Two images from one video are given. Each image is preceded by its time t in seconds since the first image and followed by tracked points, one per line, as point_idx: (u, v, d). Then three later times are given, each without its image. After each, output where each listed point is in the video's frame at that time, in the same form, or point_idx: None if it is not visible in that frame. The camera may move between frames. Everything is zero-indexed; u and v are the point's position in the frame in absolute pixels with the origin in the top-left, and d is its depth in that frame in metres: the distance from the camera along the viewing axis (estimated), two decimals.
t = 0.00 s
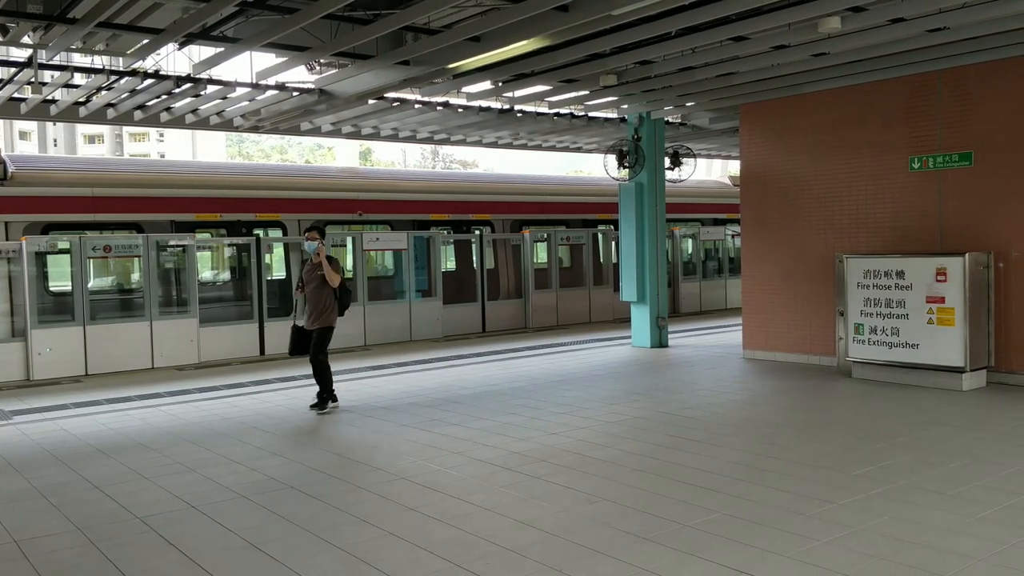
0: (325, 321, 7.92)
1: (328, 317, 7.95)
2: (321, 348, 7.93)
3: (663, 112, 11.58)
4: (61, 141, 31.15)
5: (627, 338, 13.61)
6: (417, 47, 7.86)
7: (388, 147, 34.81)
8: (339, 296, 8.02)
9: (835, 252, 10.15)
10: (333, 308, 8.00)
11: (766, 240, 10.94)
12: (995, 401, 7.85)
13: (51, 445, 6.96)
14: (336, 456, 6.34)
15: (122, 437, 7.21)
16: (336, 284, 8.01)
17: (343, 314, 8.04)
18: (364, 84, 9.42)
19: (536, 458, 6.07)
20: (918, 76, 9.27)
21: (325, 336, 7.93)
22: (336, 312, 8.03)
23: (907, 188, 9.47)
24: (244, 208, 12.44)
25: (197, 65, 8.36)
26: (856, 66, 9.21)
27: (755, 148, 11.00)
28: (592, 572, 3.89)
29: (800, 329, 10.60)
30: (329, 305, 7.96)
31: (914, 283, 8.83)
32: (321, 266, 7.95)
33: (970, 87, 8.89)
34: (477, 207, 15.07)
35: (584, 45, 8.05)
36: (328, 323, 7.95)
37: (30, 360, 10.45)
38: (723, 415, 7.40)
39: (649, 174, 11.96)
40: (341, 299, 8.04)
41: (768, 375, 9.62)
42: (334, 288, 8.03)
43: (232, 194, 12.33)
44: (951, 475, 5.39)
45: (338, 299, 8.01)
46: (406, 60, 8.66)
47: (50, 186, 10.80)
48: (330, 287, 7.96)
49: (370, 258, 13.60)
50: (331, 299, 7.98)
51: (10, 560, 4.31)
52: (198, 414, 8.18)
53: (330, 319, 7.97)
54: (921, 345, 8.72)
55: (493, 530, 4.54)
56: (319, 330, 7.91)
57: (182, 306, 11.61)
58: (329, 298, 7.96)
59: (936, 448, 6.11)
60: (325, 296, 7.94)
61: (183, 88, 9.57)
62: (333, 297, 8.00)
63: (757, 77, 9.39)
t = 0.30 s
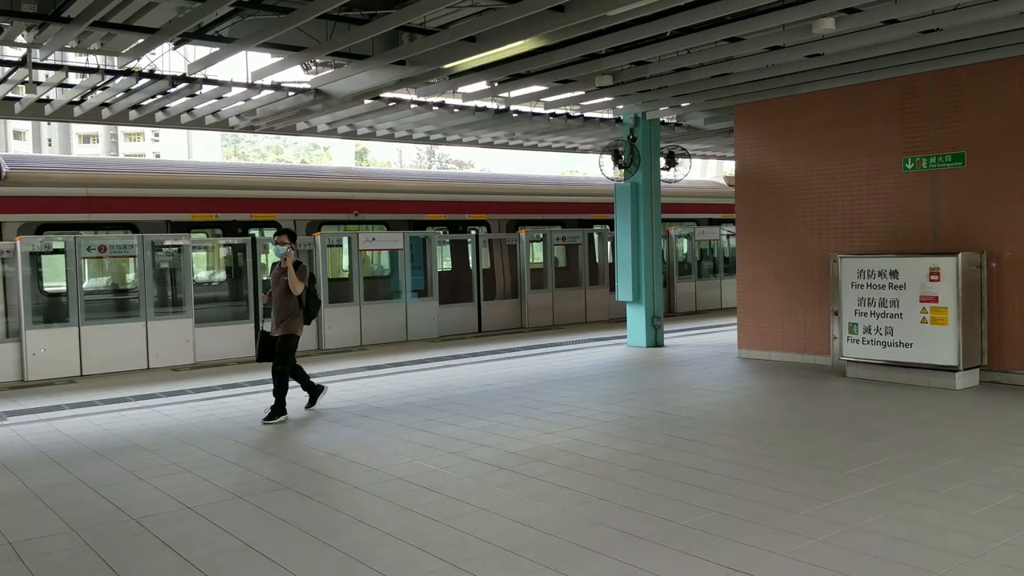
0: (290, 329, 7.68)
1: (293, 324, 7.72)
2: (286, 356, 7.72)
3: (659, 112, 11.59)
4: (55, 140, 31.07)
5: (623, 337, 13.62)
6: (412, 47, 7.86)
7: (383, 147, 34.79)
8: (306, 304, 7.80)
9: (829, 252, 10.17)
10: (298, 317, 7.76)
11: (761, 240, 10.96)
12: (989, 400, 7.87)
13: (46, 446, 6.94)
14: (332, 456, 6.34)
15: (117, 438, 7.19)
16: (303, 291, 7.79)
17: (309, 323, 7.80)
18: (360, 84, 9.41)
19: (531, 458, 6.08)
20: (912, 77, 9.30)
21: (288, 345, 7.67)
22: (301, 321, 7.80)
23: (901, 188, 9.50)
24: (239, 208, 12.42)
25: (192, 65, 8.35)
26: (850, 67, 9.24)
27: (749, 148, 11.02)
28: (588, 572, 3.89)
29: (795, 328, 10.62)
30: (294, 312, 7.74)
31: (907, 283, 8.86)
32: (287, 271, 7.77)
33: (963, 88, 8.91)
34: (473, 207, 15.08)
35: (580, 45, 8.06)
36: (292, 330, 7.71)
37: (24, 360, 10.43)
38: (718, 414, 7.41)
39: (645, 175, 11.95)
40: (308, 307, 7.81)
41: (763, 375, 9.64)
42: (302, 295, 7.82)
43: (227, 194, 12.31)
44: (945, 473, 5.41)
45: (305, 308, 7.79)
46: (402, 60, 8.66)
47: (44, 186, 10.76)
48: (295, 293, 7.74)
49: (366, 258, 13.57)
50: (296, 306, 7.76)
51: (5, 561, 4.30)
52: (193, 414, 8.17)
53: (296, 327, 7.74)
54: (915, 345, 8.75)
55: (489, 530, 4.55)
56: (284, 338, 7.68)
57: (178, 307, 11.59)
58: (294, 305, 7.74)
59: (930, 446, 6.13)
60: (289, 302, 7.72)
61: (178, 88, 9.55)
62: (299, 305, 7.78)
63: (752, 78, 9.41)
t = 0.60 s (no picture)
0: (263, 330, 7.45)
1: (264, 324, 7.46)
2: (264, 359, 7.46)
3: (655, 112, 11.60)
4: (50, 140, 31.00)
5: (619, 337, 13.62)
6: (408, 47, 7.86)
7: (380, 147, 34.77)
8: (276, 303, 7.55)
9: (825, 252, 10.19)
10: (269, 316, 7.51)
11: (757, 240, 10.97)
12: (983, 399, 7.90)
13: (41, 446, 6.92)
14: (328, 455, 6.33)
15: (112, 438, 7.17)
16: (269, 288, 7.53)
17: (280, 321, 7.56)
18: (356, 83, 9.41)
19: (527, 458, 6.08)
20: (907, 77, 9.32)
21: (264, 346, 7.45)
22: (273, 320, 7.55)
23: (896, 188, 9.51)
24: (235, 208, 12.41)
25: (188, 65, 8.33)
26: (845, 67, 9.25)
27: (745, 148, 11.03)
28: (584, 571, 3.89)
29: (790, 328, 10.64)
30: (263, 312, 7.47)
31: (903, 283, 8.87)
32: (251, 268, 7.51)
33: (958, 88, 8.94)
34: (469, 207, 15.09)
35: (576, 45, 8.06)
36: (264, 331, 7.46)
37: (20, 361, 10.40)
38: (713, 414, 7.42)
39: (641, 174, 11.97)
40: (275, 304, 7.55)
41: (760, 374, 9.65)
42: (269, 293, 7.55)
43: (223, 194, 12.28)
44: (939, 472, 5.42)
45: (274, 306, 7.54)
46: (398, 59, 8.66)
47: (39, 186, 10.72)
48: (262, 291, 7.48)
49: (362, 258, 13.56)
50: (264, 305, 7.48)
51: None
52: (189, 414, 8.14)
53: (268, 326, 7.50)
54: (910, 344, 8.77)
55: (485, 529, 4.55)
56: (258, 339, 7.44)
57: (174, 307, 11.56)
58: (263, 304, 7.47)
59: (925, 446, 6.14)
60: (256, 301, 7.45)
61: (174, 88, 9.53)
62: (268, 304, 7.51)
63: (748, 78, 9.42)
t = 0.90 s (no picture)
0: (218, 335, 7.24)
1: (219, 329, 7.25)
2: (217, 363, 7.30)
3: (652, 112, 11.61)
4: (47, 140, 31.02)
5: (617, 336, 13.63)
6: (406, 47, 7.85)
7: (377, 147, 34.74)
8: (233, 308, 7.32)
9: (822, 252, 10.20)
10: (224, 321, 7.29)
11: (754, 240, 10.98)
12: (979, 399, 7.91)
13: (38, 447, 6.91)
14: (326, 456, 6.33)
15: (110, 439, 7.16)
16: (224, 292, 7.28)
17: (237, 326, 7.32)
18: (354, 84, 9.40)
19: (525, 458, 6.08)
20: (904, 77, 9.33)
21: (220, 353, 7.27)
22: (229, 325, 7.33)
23: (893, 188, 9.52)
24: (233, 208, 12.40)
25: (185, 65, 8.33)
26: (842, 67, 9.26)
27: (742, 149, 11.04)
28: (581, 572, 3.89)
29: (788, 328, 10.65)
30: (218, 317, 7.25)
31: (899, 282, 8.89)
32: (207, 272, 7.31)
33: (954, 88, 8.96)
34: (467, 206, 15.09)
35: (573, 45, 8.06)
36: (219, 336, 7.24)
37: (17, 361, 10.39)
38: (710, 414, 7.43)
39: (639, 174, 11.99)
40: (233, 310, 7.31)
41: (757, 374, 9.66)
42: (227, 297, 7.31)
43: (220, 194, 12.28)
44: (936, 472, 5.43)
45: (231, 311, 7.30)
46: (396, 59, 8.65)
47: (37, 186, 10.70)
48: (217, 296, 7.24)
49: (360, 258, 13.56)
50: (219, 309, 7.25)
51: None
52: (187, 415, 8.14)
53: (224, 332, 7.28)
54: (907, 344, 8.78)
55: (483, 529, 4.55)
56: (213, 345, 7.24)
57: (171, 307, 11.55)
58: (217, 308, 7.22)
59: (922, 445, 6.14)
60: (209, 306, 7.20)
61: (172, 88, 9.52)
62: (225, 308, 7.27)
63: (745, 78, 9.43)
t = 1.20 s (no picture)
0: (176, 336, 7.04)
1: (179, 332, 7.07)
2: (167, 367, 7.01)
3: (650, 112, 11.62)
4: (45, 141, 31.04)
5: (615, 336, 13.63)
6: (404, 47, 7.85)
7: (375, 147, 34.74)
8: (193, 307, 7.15)
9: (819, 252, 10.21)
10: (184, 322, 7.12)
11: (751, 240, 10.99)
12: (976, 398, 7.93)
13: (36, 447, 6.90)
14: (323, 456, 6.33)
15: (107, 439, 7.15)
16: (183, 293, 7.10)
17: (196, 327, 7.13)
18: (352, 83, 9.40)
19: (523, 457, 6.08)
20: (901, 77, 9.35)
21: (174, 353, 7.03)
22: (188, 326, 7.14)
23: (890, 188, 9.54)
24: (230, 208, 12.40)
25: (183, 65, 8.32)
26: (839, 68, 9.27)
27: (740, 149, 11.05)
28: (579, 571, 3.89)
29: (785, 328, 10.66)
30: (177, 318, 7.06)
31: (896, 282, 8.90)
32: (163, 272, 7.12)
33: (951, 89, 8.98)
34: (465, 207, 15.09)
35: (571, 45, 8.06)
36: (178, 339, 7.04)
37: (15, 361, 10.38)
38: (708, 413, 7.43)
39: (636, 175, 11.99)
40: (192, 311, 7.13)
41: (755, 374, 9.66)
42: (186, 298, 7.14)
43: (218, 194, 12.28)
44: (933, 471, 5.44)
45: (192, 311, 7.13)
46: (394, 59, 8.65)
47: (35, 186, 10.69)
48: (175, 296, 7.06)
49: (358, 258, 13.56)
50: (179, 310, 7.07)
51: None
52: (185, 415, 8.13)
53: (182, 332, 7.09)
54: (903, 344, 8.79)
55: (481, 529, 4.55)
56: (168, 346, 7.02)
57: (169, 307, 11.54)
58: (177, 310, 7.05)
59: (919, 445, 6.15)
60: (168, 308, 7.03)
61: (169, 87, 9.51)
62: (184, 309, 7.10)
63: (743, 78, 9.44)
